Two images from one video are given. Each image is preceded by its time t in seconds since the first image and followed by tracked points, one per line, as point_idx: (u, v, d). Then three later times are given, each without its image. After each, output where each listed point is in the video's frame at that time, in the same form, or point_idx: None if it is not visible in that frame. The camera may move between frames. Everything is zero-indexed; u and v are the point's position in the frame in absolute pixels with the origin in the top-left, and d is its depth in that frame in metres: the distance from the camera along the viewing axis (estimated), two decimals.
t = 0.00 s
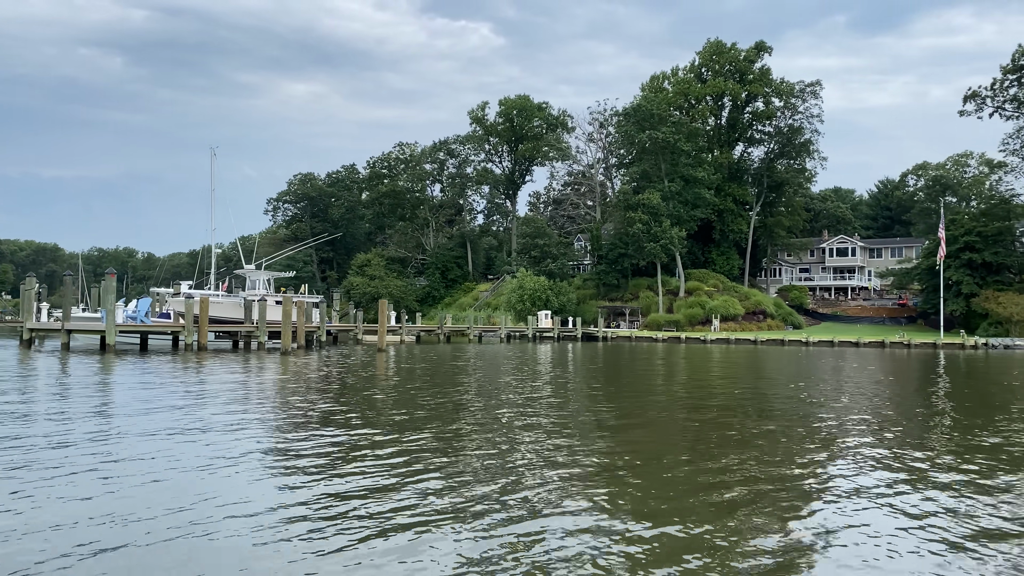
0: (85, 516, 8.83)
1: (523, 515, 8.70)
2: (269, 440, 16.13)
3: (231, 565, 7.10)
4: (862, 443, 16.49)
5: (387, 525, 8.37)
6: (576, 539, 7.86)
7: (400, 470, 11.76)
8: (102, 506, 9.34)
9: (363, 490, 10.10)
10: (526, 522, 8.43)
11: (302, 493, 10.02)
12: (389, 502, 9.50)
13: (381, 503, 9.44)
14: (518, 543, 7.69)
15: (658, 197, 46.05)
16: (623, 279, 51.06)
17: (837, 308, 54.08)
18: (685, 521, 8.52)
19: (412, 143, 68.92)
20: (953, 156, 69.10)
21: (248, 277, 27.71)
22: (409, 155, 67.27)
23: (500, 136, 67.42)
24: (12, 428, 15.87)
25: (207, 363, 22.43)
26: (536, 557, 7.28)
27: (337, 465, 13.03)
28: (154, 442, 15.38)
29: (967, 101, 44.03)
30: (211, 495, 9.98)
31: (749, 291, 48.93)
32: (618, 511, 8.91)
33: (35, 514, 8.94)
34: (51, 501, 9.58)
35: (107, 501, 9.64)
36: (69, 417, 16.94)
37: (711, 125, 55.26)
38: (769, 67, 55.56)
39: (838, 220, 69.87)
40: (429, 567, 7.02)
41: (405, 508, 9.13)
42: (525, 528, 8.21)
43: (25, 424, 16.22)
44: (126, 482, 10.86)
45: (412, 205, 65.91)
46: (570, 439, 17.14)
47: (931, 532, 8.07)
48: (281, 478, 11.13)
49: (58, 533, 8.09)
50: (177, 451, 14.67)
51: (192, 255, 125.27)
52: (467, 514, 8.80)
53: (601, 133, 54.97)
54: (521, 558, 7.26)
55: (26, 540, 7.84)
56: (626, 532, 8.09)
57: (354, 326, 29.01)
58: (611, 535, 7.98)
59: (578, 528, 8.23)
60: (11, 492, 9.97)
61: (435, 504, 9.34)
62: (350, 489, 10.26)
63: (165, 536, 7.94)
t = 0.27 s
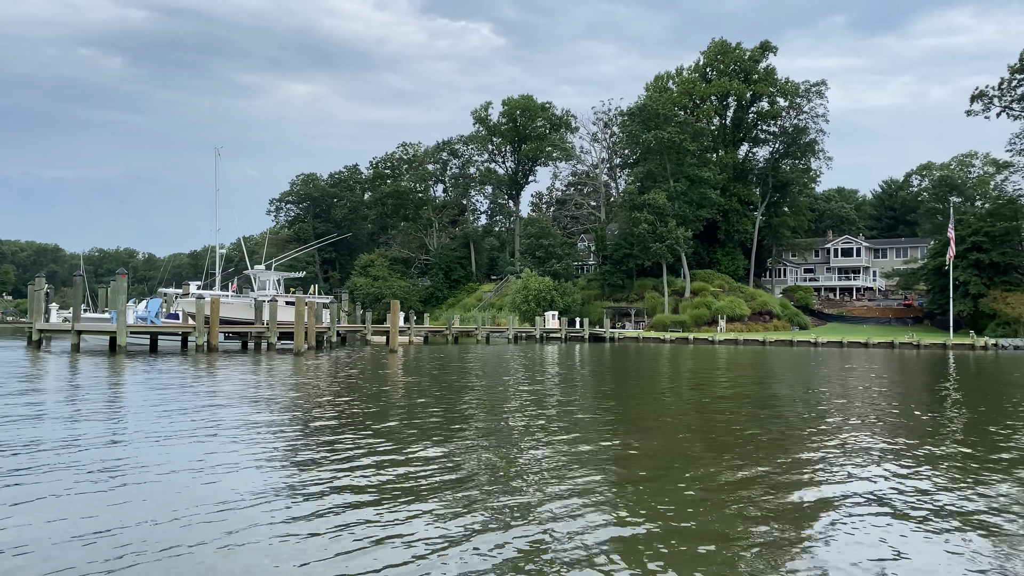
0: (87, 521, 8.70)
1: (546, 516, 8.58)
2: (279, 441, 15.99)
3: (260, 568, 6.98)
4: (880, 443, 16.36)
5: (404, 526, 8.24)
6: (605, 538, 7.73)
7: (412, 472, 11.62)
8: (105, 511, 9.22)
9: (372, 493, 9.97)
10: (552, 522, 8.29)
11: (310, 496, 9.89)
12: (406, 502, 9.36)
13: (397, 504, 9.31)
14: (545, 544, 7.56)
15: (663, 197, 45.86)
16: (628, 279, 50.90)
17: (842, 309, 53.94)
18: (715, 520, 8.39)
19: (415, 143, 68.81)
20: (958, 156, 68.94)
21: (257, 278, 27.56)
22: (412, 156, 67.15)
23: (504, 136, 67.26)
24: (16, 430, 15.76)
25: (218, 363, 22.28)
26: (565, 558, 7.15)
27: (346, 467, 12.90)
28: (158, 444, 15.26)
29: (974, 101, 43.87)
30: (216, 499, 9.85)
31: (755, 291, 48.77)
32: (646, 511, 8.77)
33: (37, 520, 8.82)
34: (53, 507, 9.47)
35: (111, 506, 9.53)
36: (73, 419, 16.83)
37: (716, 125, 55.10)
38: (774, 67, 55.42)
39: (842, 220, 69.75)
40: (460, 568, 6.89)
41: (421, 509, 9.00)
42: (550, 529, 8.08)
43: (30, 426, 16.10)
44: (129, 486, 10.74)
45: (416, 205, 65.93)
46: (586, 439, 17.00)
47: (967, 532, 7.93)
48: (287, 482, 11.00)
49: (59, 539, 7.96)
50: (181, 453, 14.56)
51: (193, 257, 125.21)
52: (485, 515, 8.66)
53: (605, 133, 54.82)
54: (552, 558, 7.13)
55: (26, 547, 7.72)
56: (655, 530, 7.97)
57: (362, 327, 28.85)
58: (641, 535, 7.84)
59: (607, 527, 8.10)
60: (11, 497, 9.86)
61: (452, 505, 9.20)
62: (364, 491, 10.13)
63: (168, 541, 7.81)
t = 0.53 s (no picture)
0: (91, 527, 8.64)
1: (571, 528, 8.49)
2: (291, 441, 15.90)
3: None
4: (900, 444, 16.22)
5: (422, 539, 8.16)
6: (636, 553, 7.64)
7: (426, 478, 11.54)
8: (106, 517, 9.16)
9: (380, 500, 9.89)
10: (580, 535, 8.21)
11: (317, 503, 9.80)
12: (425, 513, 9.27)
13: (413, 515, 9.22)
14: (574, 559, 7.46)
15: (670, 196, 45.63)
16: (635, 279, 50.74)
17: (849, 308, 53.77)
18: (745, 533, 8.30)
19: (420, 142, 68.65)
20: (964, 155, 68.73)
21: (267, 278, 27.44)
22: (417, 155, 67.02)
23: (508, 135, 67.06)
24: (20, 429, 15.70)
25: (229, 364, 22.17)
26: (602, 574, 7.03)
27: (357, 468, 12.83)
28: (162, 443, 15.20)
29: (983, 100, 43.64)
30: (220, 504, 9.78)
31: (762, 291, 48.60)
32: (676, 522, 8.68)
33: (38, 525, 8.76)
34: (55, 510, 9.41)
35: (114, 509, 9.46)
36: (78, 418, 16.76)
37: (722, 124, 54.89)
38: (780, 65, 55.21)
39: (848, 219, 69.56)
40: None
41: (438, 521, 8.92)
42: (579, 543, 7.98)
43: (35, 425, 16.05)
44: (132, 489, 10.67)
45: (421, 205, 65.85)
46: (603, 440, 16.86)
47: (1005, 545, 7.84)
48: (292, 485, 10.93)
49: (61, 548, 7.89)
50: (184, 452, 14.49)
51: (196, 256, 125.17)
52: (503, 527, 8.58)
53: (611, 132, 54.63)
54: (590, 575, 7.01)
55: (27, 557, 7.65)
56: (686, 546, 7.88)
57: (371, 327, 28.72)
58: (673, 549, 7.75)
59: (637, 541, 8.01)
60: (24, 501, 9.80)
61: (472, 516, 9.11)
62: (380, 499, 10.05)
63: (171, 553, 7.74)
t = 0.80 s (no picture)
0: (89, 532, 8.52)
1: (590, 528, 8.37)
2: (302, 440, 15.84)
3: None
4: (921, 444, 16.03)
5: (435, 540, 8.06)
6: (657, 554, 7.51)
7: (438, 480, 11.44)
8: (122, 521, 9.01)
9: (384, 502, 9.78)
10: (602, 536, 8.09)
11: (321, 507, 9.70)
12: (438, 514, 9.16)
13: (424, 516, 9.12)
14: (597, 560, 7.35)
15: (679, 195, 45.38)
16: (642, 278, 50.57)
17: (858, 308, 53.53)
18: (769, 532, 8.17)
19: (426, 142, 68.59)
20: (972, 154, 68.45)
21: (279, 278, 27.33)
22: (422, 154, 66.93)
23: (515, 135, 66.90)
24: (26, 429, 15.64)
25: (241, 364, 22.03)
26: None
27: (365, 469, 12.74)
28: (165, 443, 15.12)
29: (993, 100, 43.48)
30: (221, 508, 9.69)
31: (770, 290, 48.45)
32: (703, 523, 8.52)
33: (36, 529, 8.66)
34: (53, 515, 9.29)
35: (114, 514, 9.37)
36: (81, 418, 16.69)
37: (730, 123, 54.63)
38: (788, 64, 55.00)
39: (855, 218, 69.32)
40: None
41: (449, 522, 8.81)
42: (599, 542, 7.87)
43: (39, 425, 15.98)
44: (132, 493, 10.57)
45: (427, 204, 65.82)
46: (620, 440, 16.69)
47: None
48: (295, 489, 10.83)
49: (59, 553, 7.78)
50: (186, 453, 14.41)
51: (200, 256, 125.25)
52: (516, 528, 8.48)
53: (618, 131, 54.47)
54: None
55: (25, 560, 7.55)
56: (708, 547, 7.74)
57: (383, 327, 28.61)
58: (704, 551, 7.59)
59: (661, 541, 7.92)
60: (39, 505, 9.64)
61: (485, 516, 9.00)
62: (390, 501, 9.95)
63: (172, 556, 7.63)
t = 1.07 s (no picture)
0: (99, 536, 8.36)
1: (617, 533, 8.24)
2: (316, 440, 15.72)
3: None
4: (943, 443, 15.90)
5: (456, 544, 7.92)
6: (689, 560, 7.39)
7: (460, 481, 11.34)
8: (150, 523, 8.90)
9: (404, 504, 9.66)
10: (632, 540, 7.96)
11: (333, 508, 9.56)
12: (459, 516, 9.03)
13: (442, 517, 8.99)
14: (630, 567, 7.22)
15: (688, 194, 45.16)
16: (651, 277, 50.41)
17: (868, 307, 53.33)
18: (800, 537, 8.04)
19: (432, 140, 68.44)
20: (980, 152, 68.17)
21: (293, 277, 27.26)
22: (429, 153, 66.77)
23: (521, 133, 66.72)
24: (41, 429, 15.53)
25: (256, 364, 21.95)
26: None
27: (381, 467, 12.62)
28: (172, 442, 14.97)
29: (1005, 99, 43.27)
30: (232, 509, 9.53)
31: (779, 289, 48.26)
32: (740, 527, 8.41)
33: (44, 534, 8.48)
34: (62, 519, 9.12)
35: (123, 516, 9.20)
36: (87, 418, 16.53)
37: (738, 121, 54.35)
38: (796, 62, 54.77)
39: (863, 217, 69.08)
40: None
41: (468, 525, 8.67)
42: (629, 548, 7.75)
43: (45, 425, 15.81)
44: (141, 494, 10.41)
45: (434, 203, 65.79)
46: (640, 439, 16.58)
47: None
48: (305, 489, 10.68)
49: (70, 559, 7.61)
50: (194, 452, 14.25)
51: (205, 255, 125.18)
52: (538, 532, 8.33)
53: (626, 129, 54.28)
54: None
55: (35, 567, 7.37)
56: (740, 553, 7.60)
57: (395, 326, 28.49)
58: (745, 556, 7.48)
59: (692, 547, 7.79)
60: (64, 508, 9.53)
61: (506, 519, 8.87)
62: (407, 502, 9.81)
63: (185, 562, 7.48)
